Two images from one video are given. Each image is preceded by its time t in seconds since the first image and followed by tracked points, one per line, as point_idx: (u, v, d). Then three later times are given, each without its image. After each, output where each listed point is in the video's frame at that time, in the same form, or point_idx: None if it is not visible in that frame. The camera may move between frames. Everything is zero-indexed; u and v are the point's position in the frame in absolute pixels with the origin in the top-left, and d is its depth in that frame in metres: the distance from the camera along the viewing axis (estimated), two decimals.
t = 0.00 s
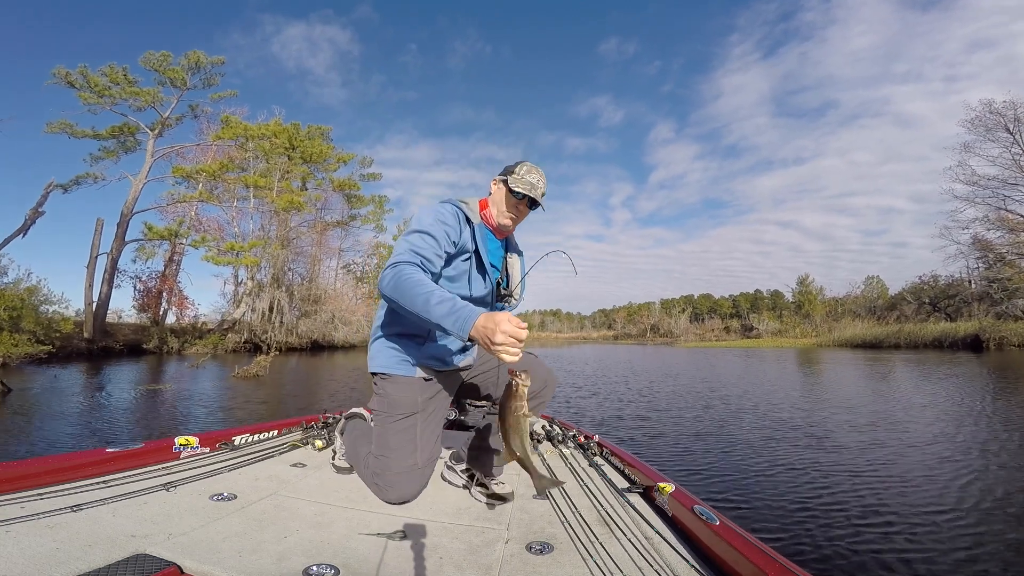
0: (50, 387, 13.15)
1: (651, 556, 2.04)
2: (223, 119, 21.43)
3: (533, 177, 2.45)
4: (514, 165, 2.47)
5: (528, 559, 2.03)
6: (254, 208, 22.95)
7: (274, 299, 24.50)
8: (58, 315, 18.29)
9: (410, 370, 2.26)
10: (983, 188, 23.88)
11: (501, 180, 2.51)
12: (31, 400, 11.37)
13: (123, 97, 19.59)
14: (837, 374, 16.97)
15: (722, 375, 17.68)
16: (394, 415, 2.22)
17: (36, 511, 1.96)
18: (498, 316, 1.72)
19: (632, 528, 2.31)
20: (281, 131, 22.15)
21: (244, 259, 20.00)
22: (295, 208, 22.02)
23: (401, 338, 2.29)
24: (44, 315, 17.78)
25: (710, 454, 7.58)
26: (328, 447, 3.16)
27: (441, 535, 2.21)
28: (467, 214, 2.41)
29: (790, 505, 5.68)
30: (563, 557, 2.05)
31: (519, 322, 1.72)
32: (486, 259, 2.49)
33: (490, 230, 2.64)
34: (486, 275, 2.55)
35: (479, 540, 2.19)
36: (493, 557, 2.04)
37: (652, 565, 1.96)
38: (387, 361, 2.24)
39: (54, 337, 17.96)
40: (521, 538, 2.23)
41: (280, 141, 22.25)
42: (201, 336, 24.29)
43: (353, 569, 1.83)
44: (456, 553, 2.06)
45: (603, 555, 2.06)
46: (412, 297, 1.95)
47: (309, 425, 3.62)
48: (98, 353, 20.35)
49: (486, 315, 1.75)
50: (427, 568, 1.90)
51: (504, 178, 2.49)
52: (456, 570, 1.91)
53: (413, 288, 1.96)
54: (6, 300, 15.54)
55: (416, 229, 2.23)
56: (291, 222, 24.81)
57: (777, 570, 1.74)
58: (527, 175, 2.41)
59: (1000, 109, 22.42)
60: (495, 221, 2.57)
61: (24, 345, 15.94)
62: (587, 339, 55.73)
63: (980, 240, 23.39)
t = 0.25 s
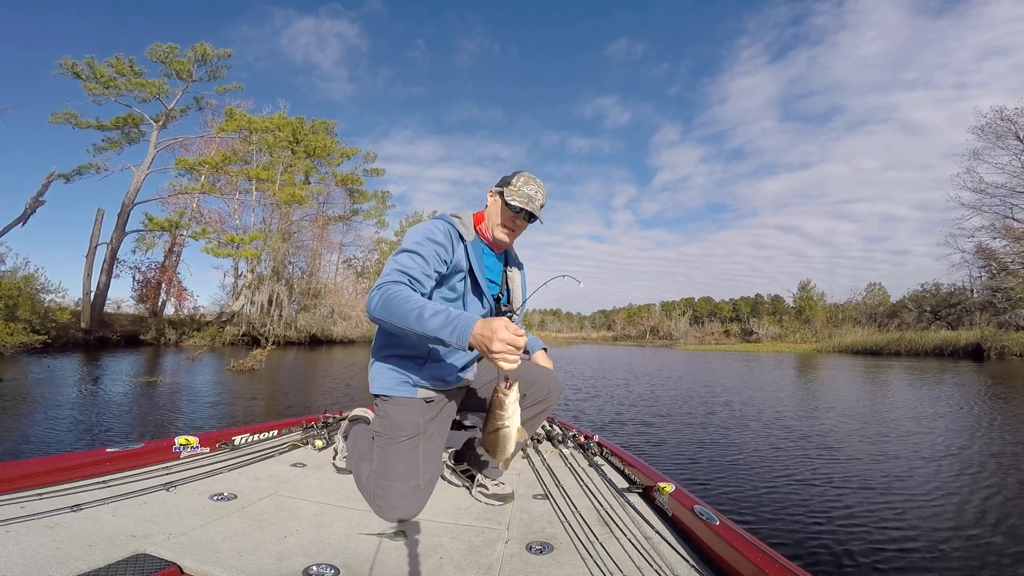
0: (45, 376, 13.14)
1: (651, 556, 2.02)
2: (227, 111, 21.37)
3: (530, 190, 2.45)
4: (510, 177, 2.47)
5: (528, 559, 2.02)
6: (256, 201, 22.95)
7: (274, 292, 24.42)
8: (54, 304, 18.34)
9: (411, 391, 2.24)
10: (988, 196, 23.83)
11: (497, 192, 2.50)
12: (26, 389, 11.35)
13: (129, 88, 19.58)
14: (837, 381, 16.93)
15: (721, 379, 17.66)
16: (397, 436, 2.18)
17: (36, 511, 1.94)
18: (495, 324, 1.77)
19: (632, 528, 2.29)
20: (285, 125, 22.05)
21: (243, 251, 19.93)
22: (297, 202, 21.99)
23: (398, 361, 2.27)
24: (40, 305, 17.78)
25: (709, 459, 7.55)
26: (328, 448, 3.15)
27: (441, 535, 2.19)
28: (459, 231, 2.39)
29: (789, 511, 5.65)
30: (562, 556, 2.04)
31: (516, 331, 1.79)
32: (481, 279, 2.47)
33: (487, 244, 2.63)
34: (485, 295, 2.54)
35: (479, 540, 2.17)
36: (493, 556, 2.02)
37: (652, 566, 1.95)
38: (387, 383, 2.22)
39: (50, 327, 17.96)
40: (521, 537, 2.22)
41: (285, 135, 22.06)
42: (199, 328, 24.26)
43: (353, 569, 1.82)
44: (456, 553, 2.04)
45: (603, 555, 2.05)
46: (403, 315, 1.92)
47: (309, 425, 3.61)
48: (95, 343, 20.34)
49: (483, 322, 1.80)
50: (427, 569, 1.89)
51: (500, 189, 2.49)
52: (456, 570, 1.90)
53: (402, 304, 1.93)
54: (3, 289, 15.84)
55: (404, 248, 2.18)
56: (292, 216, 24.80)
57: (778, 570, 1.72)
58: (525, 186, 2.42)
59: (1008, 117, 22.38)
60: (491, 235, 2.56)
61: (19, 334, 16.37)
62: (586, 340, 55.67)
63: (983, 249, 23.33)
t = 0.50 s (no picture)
0: (41, 372, 13.10)
1: (651, 556, 2.02)
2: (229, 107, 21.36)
3: (515, 185, 2.28)
4: (494, 172, 2.30)
5: (528, 559, 2.02)
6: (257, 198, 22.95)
7: (272, 289, 24.92)
8: (50, 299, 18.30)
9: (405, 396, 2.24)
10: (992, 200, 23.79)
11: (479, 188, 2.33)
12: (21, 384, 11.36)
13: (132, 83, 19.58)
14: (835, 384, 16.93)
15: (719, 381, 17.67)
16: (392, 441, 2.18)
17: (36, 511, 1.94)
18: (483, 326, 1.81)
19: (632, 528, 2.29)
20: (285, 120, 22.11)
21: (242, 247, 19.87)
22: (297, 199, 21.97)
23: (388, 370, 2.27)
24: (37, 299, 17.82)
25: (708, 462, 7.53)
26: (328, 448, 3.15)
27: (441, 535, 2.19)
28: (436, 236, 2.31)
29: (787, 515, 5.64)
30: (562, 557, 2.04)
31: (505, 332, 1.82)
32: (463, 290, 2.34)
33: (472, 243, 2.49)
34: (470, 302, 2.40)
35: (479, 539, 2.18)
36: (493, 556, 2.02)
37: (652, 566, 1.95)
38: (380, 390, 2.24)
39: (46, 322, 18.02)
40: (521, 538, 2.21)
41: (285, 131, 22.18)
42: (197, 324, 24.14)
43: (353, 570, 1.82)
44: (456, 553, 2.04)
45: (603, 555, 2.05)
46: (383, 328, 1.93)
47: (309, 425, 3.61)
48: (92, 339, 20.31)
49: (471, 325, 1.84)
50: (426, 568, 1.89)
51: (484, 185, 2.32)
52: (456, 570, 1.90)
53: (381, 315, 1.95)
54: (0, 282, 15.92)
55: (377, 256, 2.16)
56: (292, 213, 24.83)
57: (778, 571, 1.72)
58: (509, 183, 2.24)
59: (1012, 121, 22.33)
60: (477, 234, 2.43)
61: (13, 328, 16.45)
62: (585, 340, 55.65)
63: (985, 253, 23.30)
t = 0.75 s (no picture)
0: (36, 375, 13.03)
1: (651, 556, 2.03)
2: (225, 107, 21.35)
3: (490, 176, 2.21)
4: (467, 164, 2.24)
5: (528, 559, 2.02)
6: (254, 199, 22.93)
7: (270, 290, 25.13)
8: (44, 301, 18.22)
9: (395, 396, 2.25)
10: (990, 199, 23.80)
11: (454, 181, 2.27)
12: (15, 387, 11.33)
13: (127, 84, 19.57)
14: (834, 384, 16.93)
15: (718, 381, 17.66)
16: (384, 442, 2.19)
17: (36, 511, 1.94)
18: (467, 324, 1.83)
19: (632, 528, 2.30)
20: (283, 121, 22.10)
21: (238, 249, 19.77)
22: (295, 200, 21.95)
23: (378, 371, 2.29)
24: (31, 301, 17.74)
25: (708, 462, 7.52)
26: (328, 448, 3.15)
27: (441, 535, 2.19)
28: (407, 231, 2.31)
29: (787, 514, 5.63)
30: (562, 557, 2.04)
31: (489, 328, 1.84)
32: (437, 285, 2.31)
33: (451, 237, 2.43)
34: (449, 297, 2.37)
35: (479, 540, 2.18)
36: (493, 556, 2.03)
37: (652, 565, 1.95)
38: (372, 391, 2.26)
39: (40, 324, 17.95)
40: (521, 538, 2.22)
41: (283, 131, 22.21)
42: (193, 326, 23.84)
43: (353, 569, 1.82)
44: (456, 553, 2.04)
45: (603, 555, 2.05)
46: (367, 332, 1.94)
47: (309, 425, 3.61)
48: (88, 341, 20.23)
49: (455, 323, 1.85)
50: (426, 568, 1.89)
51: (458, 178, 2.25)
52: (456, 570, 1.90)
53: (364, 320, 1.95)
54: None
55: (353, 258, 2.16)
56: (290, 214, 24.83)
57: (778, 571, 1.72)
58: (484, 174, 2.18)
59: (1010, 120, 22.34)
60: (454, 227, 2.37)
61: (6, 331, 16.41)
62: (584, 341, 55.61)
63: (984, 252, 23.32)
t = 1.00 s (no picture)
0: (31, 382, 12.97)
1: (651, 556, 2.03)
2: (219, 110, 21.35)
3: (480, 167, 2.23)
4: (456, 156, 2.25)
5: (528, 559, 2.02)
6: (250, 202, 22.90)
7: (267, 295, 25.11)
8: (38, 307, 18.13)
9: (388, 397, 2.23)
10: (987, 194, 23.85)
11: (444, 174, 2.27)
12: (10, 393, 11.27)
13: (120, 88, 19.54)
14: (834, 381, 16.94)
15: (718, 380, 17.66)
16: (379, 444, 2.18)
17: (36, 510, 1.94)
18: (466, 322, 1.83)
19: (632, 528, 2.29)
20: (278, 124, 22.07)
21: (233, 252, 19.69)
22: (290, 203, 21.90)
23: (369, 369, 2.26)
24: (25, 307, 17.66)
25: (706, 460, 7.52)
26: (328, 447, 3.15)
27: (441, 535, 2.19)
28: (395, 225, 2.29)
29: (787, 513, 5.63)
30: (563, 557, 2.04)
31: (488, 327, 1.85)
32: (427, 279, 2.28)
33: (440, 230, 2.43)
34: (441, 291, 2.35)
35: (479, 540, 2.17)
36: (493, 557, 2.03)
37: (652, 565, 1.95)
38: (364, 391, 2.23)
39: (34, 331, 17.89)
40: (521, 538, 2.22)
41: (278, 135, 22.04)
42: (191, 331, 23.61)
43: (353, 569, 1.82)
44: (456, 553, 2.05)
45: (603, 555, 2.05)
46: (362, 330, 1.94)
47: (309, 425, 3.61)
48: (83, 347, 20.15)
49: (453, 323, 1.86)
50: (426, 568, 1.89)
51: (447, 171, 2.26)
52: (456, 570, 1.90)
53: (358, 319, 1.94)
54: None
55: (342, 253, 2.15)
56: (286, 217, 24.82)
57: (777, 570, 1.72)
58: (474, 166, 2.20)
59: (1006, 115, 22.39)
60: (444, 222, 2.37)
61: None
62: (583, 341, 55.63)
63: (981, 247, 23.39)
